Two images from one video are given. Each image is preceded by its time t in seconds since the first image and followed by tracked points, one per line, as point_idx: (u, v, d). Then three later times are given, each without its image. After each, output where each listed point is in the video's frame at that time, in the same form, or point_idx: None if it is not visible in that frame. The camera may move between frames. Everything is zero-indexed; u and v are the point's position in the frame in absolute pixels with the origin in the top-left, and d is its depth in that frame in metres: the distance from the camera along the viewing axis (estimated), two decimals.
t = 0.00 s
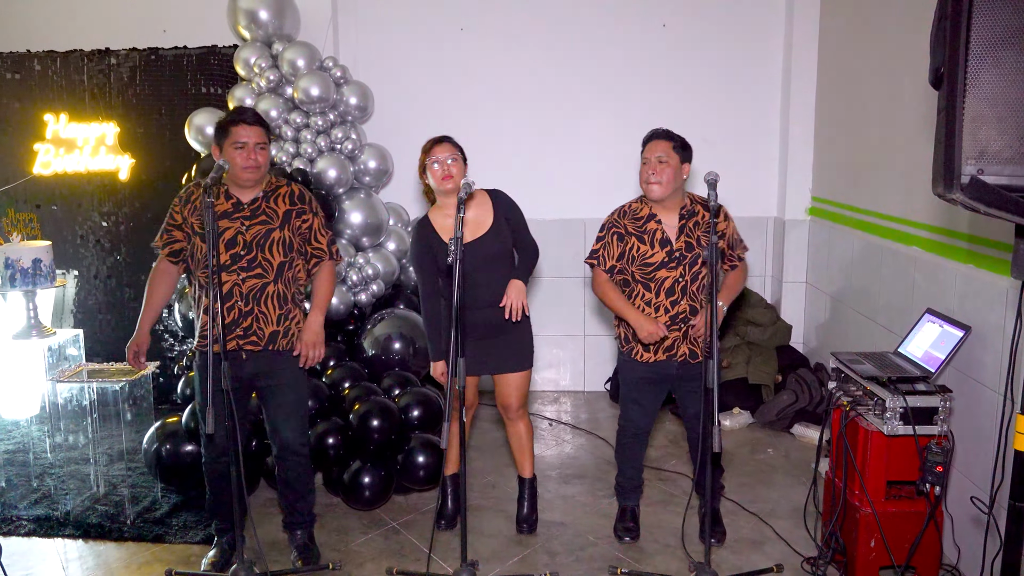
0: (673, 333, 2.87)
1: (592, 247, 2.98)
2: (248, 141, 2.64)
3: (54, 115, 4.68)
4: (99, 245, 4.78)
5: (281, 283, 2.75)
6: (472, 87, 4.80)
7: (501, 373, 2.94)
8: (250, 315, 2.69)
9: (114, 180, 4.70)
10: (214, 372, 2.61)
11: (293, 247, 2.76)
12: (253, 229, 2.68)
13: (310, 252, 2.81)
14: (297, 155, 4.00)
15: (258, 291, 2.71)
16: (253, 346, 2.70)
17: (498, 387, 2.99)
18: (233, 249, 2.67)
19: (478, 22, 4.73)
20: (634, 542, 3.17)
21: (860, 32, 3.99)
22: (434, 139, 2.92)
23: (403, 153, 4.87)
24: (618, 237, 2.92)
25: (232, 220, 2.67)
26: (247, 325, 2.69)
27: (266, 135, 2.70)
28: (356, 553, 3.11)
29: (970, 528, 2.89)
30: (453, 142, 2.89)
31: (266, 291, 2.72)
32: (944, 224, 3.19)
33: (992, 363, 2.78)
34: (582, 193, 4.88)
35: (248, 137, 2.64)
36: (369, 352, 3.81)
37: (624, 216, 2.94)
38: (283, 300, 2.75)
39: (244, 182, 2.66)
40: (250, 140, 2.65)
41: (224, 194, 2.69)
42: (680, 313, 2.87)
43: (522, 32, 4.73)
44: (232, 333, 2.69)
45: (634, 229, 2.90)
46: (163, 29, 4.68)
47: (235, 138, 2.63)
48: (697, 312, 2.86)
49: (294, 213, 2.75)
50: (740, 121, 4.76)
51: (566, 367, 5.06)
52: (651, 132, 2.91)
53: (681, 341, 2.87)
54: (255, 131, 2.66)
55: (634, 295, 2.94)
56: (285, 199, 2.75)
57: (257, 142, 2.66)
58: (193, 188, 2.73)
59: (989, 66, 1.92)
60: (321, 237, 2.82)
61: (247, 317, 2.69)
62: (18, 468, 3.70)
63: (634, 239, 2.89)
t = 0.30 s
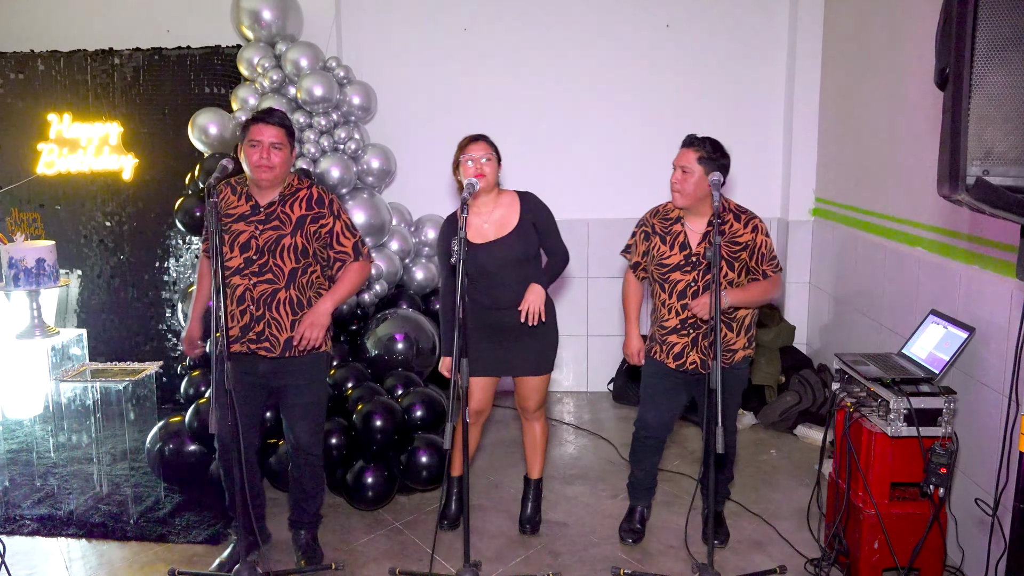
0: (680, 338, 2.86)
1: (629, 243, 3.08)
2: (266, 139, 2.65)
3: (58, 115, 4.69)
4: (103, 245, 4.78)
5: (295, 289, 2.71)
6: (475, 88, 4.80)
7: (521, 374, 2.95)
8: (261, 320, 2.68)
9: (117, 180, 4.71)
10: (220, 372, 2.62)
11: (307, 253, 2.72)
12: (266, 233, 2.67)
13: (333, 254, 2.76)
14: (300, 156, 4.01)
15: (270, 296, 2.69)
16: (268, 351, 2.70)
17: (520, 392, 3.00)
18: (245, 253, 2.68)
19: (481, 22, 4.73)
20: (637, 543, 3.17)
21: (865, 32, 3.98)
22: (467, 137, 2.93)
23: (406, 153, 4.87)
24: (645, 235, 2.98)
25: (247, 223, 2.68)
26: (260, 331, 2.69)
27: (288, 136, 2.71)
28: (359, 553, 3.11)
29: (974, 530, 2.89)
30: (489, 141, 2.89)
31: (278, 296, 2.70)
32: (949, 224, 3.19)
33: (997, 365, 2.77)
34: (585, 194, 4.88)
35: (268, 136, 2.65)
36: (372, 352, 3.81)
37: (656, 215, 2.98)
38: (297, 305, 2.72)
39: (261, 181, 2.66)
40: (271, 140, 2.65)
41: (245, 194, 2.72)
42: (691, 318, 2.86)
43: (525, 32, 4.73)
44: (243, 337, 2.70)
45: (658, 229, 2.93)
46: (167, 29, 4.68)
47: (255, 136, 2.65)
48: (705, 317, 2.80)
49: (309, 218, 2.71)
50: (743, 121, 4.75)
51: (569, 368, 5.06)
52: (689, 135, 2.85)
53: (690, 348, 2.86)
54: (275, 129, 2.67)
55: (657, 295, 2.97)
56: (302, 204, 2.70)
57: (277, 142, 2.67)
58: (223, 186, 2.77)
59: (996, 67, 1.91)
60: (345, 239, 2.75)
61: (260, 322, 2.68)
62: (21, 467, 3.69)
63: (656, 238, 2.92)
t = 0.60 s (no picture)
0: (673, 326, 2.89)
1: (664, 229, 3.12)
2: (267, 136, 2.63)
3: (61, 113, 4.69)
4: (105, 243, 4.79)
5: (294, 291, 2.71)
6: (478, 86, 4.79)
7: (526, 376, 2.95)
8: (260, 320, 2.70)
9: (120, 178, 4.71)
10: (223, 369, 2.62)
11: (309, 255, 2.71)
12: (268, 234, 2.68)
13: (336, 258, 2.74)
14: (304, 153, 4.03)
15: (269, 297, 2.70)
16: (265, 351, 2.71)
17: (529, 399, 3.01)
18: (248, 253, 2.70)
19: (484, 20, 4.73)
20: (639, 543, 3.16)
21: (869, 30, 3.97)
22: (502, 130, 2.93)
23: (408, 151, 4.87)
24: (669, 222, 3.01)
25: (251, 222, 2.69)
26: (258, 331, 2.70)
27: (291, 132, 2.68)
28: (361, 551, 3.11)
29: (978, 529, 2.88)
30: (523, 137, 2.90)
31: (277, 297, 2.70)
32: (952, 223, 3.18)
33: (1000, 364, 2.76)
34: (588, 192, 4.87)
35: (269, 133, 2.63)
36: (375, 350, 3.80)
37: (680, 204, 3.00)
38: (296, 307, 2.71)
39: (264, 179, 2.65)
40: (273, 137, 2.63)
41: (251, 193, 2.72)
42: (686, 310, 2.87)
43: (528, 30, 4.72)
44: (244, 335, 2.72)
45: (678, 217, 2.95)
46: (170, 27, 4.68)
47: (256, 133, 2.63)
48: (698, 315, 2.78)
49: (311, 220, 2.69)
50: (747, 119, 4.74)
51: (572, 367, 5.05)
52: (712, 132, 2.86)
53: (681, 338, 2.88)
54: (278, 126, 2.64)
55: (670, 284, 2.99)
56: (304, 205, 2.69)
57: (278, 139, 2.64)
58: (237, 183, 2.80)
59: (1001, 66, 1.90)
60: (347, 243, 2.73)
61: (258, 322, 2.70)
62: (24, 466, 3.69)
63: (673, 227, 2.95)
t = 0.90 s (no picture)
0: (673, 325, 2.89)
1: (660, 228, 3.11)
2: (264, 134, 2.65)
3: (61, 113, 4.69)
4: (105, 242, 4.79)
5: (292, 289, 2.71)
6: (478, 84, 4.79)
7: (523, 374, 2.95)
8: (257, 318, 2.70)
9: (120, 177, 4.70)
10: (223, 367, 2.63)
11: (306, 253, 2.71)
12: (265, 232, 2.67)
13: (325, 254, 2.73)
14: (304, 152, 4.02)
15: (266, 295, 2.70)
16: (261, 349, 2.71)
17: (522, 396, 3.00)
18: (245, 251, 2.69)
19: (484, 18, 4.72)
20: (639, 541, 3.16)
21: (869, 27, 3.96)
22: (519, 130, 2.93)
23: (408, 150, 4.87)
24: (667, 220, 3.00)
25: (248, 221, 2.69)
26: (255, 329, 2.70)
27: (289, 132, 2.70)
28: (362, 550, 3.11)
29: (979, 526, 2.88)
30: (539, 140, 2.92)
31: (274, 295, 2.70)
32: (953, 220, 3.17)
33: (1001, 361, 2.76)
34: (588, 190, 4.87)
35: (268, 131, 2.65)
36: (375, 349, 3.80)
37: (679, 202, 2.99)
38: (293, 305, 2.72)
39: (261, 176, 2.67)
40: (271, 136, 2.65)
41: (249, 192, 2.73)
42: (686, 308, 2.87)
43: (528, 27, 4.72)
44: (241, 333, 2.72)
45: (677, 215, 2.94)
46: (169, 25, 4.68)
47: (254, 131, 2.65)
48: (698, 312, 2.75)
49: (307, 218, 2.70)
50: (747, 116, 4.73)
51: (572, 365, 5.05)
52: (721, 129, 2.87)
53: (680, 338, 2.87)
54: (275, 124, 2.66)
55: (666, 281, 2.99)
56: (301, 202, 2.69)
57: (276, 137, 2.66)
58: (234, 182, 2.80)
59: (1001, 62, 1.90)
60: (335, 238, 2.72)
61: (255, 320, 2.70)
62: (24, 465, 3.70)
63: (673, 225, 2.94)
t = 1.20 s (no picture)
0: (684, 326, 2.85)
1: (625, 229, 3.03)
2: (242, 130, 2.64)
3: (57, 112, 4.68)
4: (103, 241, 4.78)
5: (281, 279, 2.73)
6: (476, 82, 4.78)
7: (507, 373, 2.93)
8: (247, 311, 2.70)
9: (117, 176, 4.69)
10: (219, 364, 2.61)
11: (294, 243, 2.74)
12: (251, 224, 2.67)
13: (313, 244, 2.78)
14: (301, 151, 4.00)
15: (256, 287, 2.70)
16: (253, 343, 2.71)
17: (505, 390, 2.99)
18: (230, 245, 2.68)
19: (481, 16, 4.71)
20: (638, 539, 3.16)
21: (867, 25, 3.96)
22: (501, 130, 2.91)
23: (406, 148, 4.86)
24: (646, 222, 2.93)
25: (231, 216, 2.68)
26: (245, 322, 2.70)
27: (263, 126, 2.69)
28: (361, 549, 3.11)
29: (977, 524, 2.88)
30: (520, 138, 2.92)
31: (264, 287, 2.71)
32: (951, 217, 3.17)
33: (999, 359, 2.76)
34: (586, 188, 4.87)
35: (245, 126, 2.64)
36: (374, 347, 3.81)
37: (657, 203, 2.94)
38: (282, 296, 2.74)
39: (241, 172, 2.67)
40: (246, 133, 2.64)
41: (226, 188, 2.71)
42: (694, 307, 2.85)
43: (525, 25, 4.71)
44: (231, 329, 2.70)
45: (662, 217, 2.89)
46: (165, 24, 4.67)
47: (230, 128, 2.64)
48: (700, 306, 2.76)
49: (295, 209, 2.73)
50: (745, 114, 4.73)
51: (571, 363, 5.05)
52: (698, 129, 2.84)
53: (692, 338, 2.86)
54: (252, 119, 2.66)
55: (653, 282, 2.94)
56: (285, 194, 2.72)
57: (253, 132, 2.66)
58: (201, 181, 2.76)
59: (999, 59, 1.90)
60: (324, 229, 2.77)
61: (245, 314, 2.70)
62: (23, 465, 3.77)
63: (662, 227, 2.89)
